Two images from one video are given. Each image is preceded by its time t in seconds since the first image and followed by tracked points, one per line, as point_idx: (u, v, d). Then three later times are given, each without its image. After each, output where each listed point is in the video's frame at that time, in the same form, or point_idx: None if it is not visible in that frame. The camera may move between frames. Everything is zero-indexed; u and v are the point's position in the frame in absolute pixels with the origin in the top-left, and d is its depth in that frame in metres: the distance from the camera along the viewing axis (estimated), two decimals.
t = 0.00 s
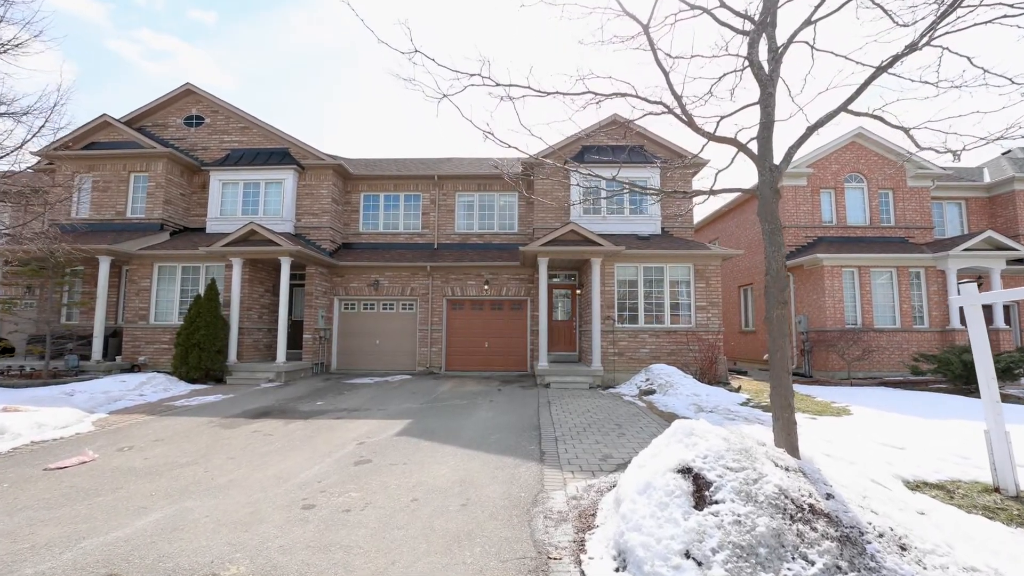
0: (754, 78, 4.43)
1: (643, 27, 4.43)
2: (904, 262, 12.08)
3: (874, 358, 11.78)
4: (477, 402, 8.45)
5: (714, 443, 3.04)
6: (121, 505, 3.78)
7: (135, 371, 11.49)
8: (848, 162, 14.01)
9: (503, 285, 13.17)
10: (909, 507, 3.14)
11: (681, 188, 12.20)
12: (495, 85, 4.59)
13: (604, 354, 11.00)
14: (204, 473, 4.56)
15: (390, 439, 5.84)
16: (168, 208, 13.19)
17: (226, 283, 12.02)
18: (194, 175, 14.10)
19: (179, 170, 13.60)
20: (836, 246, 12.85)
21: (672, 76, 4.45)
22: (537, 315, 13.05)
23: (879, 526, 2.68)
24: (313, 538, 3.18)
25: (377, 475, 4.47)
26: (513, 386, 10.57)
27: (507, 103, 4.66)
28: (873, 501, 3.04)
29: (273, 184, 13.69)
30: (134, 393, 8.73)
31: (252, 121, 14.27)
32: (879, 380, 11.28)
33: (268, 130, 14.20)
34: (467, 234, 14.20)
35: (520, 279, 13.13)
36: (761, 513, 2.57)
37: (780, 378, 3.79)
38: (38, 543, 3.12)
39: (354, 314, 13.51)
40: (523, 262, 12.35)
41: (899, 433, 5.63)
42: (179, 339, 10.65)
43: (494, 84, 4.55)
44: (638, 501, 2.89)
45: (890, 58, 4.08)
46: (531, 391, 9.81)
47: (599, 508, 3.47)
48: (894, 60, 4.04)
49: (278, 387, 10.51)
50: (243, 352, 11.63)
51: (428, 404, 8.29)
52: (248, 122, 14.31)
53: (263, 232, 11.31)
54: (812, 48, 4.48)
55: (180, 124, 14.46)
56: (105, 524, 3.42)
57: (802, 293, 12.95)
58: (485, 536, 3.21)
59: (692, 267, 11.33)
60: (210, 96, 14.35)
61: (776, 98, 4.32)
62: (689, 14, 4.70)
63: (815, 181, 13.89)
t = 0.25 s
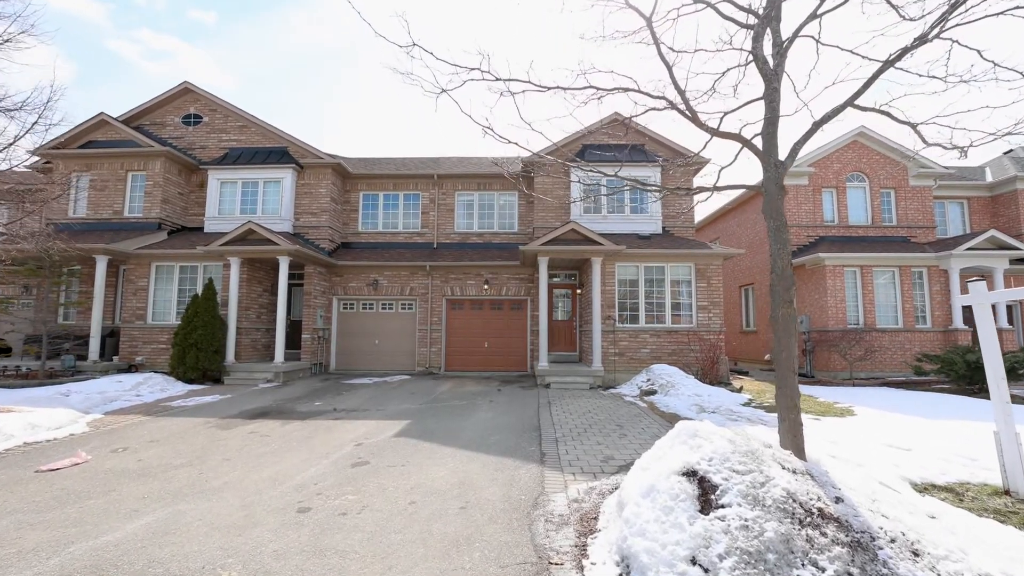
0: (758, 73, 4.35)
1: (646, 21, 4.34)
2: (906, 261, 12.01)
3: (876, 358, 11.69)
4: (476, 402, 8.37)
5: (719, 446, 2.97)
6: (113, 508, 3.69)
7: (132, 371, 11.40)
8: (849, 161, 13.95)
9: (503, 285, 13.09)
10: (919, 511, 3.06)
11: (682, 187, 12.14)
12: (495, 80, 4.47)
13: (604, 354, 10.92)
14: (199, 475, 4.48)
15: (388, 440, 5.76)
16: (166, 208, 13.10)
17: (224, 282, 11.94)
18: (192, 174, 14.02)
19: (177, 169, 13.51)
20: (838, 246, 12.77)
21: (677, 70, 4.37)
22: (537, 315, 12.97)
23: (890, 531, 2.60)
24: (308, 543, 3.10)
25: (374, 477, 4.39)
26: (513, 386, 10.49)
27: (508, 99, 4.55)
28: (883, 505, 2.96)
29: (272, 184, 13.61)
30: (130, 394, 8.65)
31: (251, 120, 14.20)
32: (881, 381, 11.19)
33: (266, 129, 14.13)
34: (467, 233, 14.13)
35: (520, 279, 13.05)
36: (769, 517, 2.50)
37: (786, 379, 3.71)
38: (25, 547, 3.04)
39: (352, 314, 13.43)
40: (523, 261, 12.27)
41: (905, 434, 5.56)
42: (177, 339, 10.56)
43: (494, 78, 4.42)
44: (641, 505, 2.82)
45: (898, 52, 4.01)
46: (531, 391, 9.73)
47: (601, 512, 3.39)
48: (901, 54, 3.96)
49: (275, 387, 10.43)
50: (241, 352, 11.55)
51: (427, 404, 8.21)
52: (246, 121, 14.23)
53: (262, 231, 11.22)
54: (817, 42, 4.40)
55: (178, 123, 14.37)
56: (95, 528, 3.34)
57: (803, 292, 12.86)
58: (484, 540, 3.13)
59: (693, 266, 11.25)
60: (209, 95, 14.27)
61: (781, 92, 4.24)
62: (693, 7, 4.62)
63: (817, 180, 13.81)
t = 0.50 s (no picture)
0: (763, 67, 4.26)
1: (650, 15, 4.27)
2: (909, 261, 11.92)
3: (879, 358, 11.60)
4: (476, 403, 8.28)
5: (725, 448, 2.89)
6: (104, 511, 3.61)
7: (130, 371, 11.32)
8: (851, 160, 13.86)
9: (503, 284, 13.01)
10: (931, 515, 2.99)
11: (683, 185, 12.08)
12: (495, 74, 4.40)
13: (605, 354, 10.84)
14: (193, 478, 4.40)
15: (386, 442, 5.67)
16: (164, 207, 13.02)
17: (222, 282, 11.86)
18: (191, 173, 13.95)
19: (175, 168, 13.44)
20: (840, 246, 12.69)
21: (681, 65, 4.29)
22: (537, 315, 12.89)
23: (903, 537, 2.52)
24: (303, 547, 3.02)
25: (372, 480, 4.31)
26: (513, 386, 10.41)
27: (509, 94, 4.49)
28: (893, 509, 2.88)
29: (270, 183, 13.54)
30: (127, 394, 8.57)
31: (249, 119, 14.12)
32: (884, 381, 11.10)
33: (265, 128, 14.06)
34: (467, 233, 14.05)
35: (520, 279, 12.98)
36: (778, 523, 2.42)
37: (792, 381, 3.63)
38: (13, 552, 2.96)
39: (352, 314, 13.34)
40: (523, 261, 12.20)
41: (910, 435, 5.48)
42: (174, 339, 10.48)
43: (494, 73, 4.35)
44: (646, 509, 2.73)
45: (907, 45, 3.93)
46: (532, 392, 9.65)
47: (604, 515, 3.31)
48: (910, 48, 3.88)
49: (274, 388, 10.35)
50: (239, 352, 11.47)
51: (426, 405, 8.13)
52: (245, 120, 14.15)
53: (260, 231, 11.14)
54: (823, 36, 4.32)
55: (176, 122, 14.29)
56: (85, 532, 3.26)
57: (805, 292, 12.78)
58: (483, 545, 3.05)
59: (694, 265, 11.17)
60: (207, 94, 14.19)
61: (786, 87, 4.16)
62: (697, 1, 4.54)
63: (819, 179, 13.73)
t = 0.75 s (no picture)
0: (768, 62, 4.18)
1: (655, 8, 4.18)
2: (912, 260, 11.84)
3: (881, 358, 11.51)
4: (476, 404, 8.20)
5: (731, 452, 2.82)
6: (96, 515, 3.54)
7: (127, 371, 11.24)
8: (854, 159, 13.78)
9: (503, 284, 12.93)
10: (942, 520, 2.91)
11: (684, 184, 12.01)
12: (495, 69, 4.37)
13: (606, 354, 10.76)
14: (188, 480, 4.32)
15: (384, 443, 5.59)
16: (162, 206, 12.93)
17: (220, 282, 11.77)
18: (189, 172, 13.86)
19: (173, 166, 13.35)
20: (842, 245, 12.61)
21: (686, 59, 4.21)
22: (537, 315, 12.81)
23: (916, 544, 2.45)
24: (297, 553, 2.94)
25: (369, 483, 4.23)
26: (513, 386, 10.34)
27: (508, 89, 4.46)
28: (905, 514, 2.81)
29: (269, 182, 13.46)
30: (123, 394, 8.49)
31: (247, 117, 14.03)
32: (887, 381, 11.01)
33: (264, 126, 13.97)
34: (467, 232, 13.97)
35: (520, 278, 12.90)
36: (789, 529, 2.34)
37: (798, 382, 3.55)
38: None
39: (351, 314, 13.26)
40: (523, 260, 12.12)
41: (916, 437, 5.40)
42: (171, 339, 10.40)
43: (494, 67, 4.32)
44: (651, 514, 2.66)
45: (916, 39, 3.85)
46: (532, 392, 9.57)
47: (606, 520, 3.23)
48: (919, 42, 3.80)
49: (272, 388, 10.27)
50: (238, 352, 11.39)
51: (425, 406, 8.05)
52: (243, 118, 14.07)
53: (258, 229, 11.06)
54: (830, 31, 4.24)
55: (174, 120, 14.20)
56: (74, 537, 3.18)
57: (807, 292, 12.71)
58: (483, 551, 2.97)
59: (696, 265, 11.09)
60: (206, 92, 14.11)
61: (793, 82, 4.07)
62: None
63: (820, 178, 13.66)
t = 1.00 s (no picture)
0: (778, 53, 4.04)
1: None
2: (916, 259, 11.71)
3: (886, 358, 11.36)
4: (476, 405, 8.06)
5: (743, 460, 2.69)
6: (80, 523, 3.40)
7: (123, 372, 11.10)
8: (857, 157, 13.65)
9: (503, 283, 12.79)
10: (965, 531, 2.77)
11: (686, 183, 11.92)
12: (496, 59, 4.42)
13: (607, 354, 10.61)
14: (178, 486, 4.18)
15: (381, 447, 5.45)
16: (158, 205, 12.78)
17: (217, 281, 11.63)
18: (185, 171, 13.72)
19: (170, 165, 13.20)
20: (846, 244, 12.48)
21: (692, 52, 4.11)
22: (538, 315, 12.67)
23: (942, 559, 2.32)
24: (287, 566, 2.80)
25: (365, 489, 4.09)
26: (514, 387, 10.20)
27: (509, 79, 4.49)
28: (927, 526, 2.67)
29: (266, 180, 13.33)
30: (116, 396, 8.34)
31: (245, 115, 13.89)
32: (892, 381, 10.85)
33: (261, 124, 13.82)
34: (466, 231, 13.82)
35: (520, 277, 12.77)
36: (807, 544, 2.21)
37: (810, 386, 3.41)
38: None
39: (349, 314, 13.12)
40: (524, 260, 11.99)
41: (925, 441, 5.26)
42: (167, 339, 10.26)
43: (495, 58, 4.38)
44: (659, 526, 2.52)
45: (933, 28, 3.70)
46: (533, 394, 9.43)
47: (611, 531, 3.09)
48: (938, 30, 3.64)
49: (268, 390, 10.12)
50: (234, 352, 11.25)
51: (424, 408, 7.92)
52: (240, 116, 13.92)
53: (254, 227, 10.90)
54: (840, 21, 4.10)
55: (171, 118, 14.06)
56: (55, 548, 3.04)
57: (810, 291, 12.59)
58: (482, 564, 2.83)
59: (698, 264, 10.95)
60: (203, 90, 13.97)
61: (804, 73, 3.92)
62: None
63: (824, 177, 13.52)
